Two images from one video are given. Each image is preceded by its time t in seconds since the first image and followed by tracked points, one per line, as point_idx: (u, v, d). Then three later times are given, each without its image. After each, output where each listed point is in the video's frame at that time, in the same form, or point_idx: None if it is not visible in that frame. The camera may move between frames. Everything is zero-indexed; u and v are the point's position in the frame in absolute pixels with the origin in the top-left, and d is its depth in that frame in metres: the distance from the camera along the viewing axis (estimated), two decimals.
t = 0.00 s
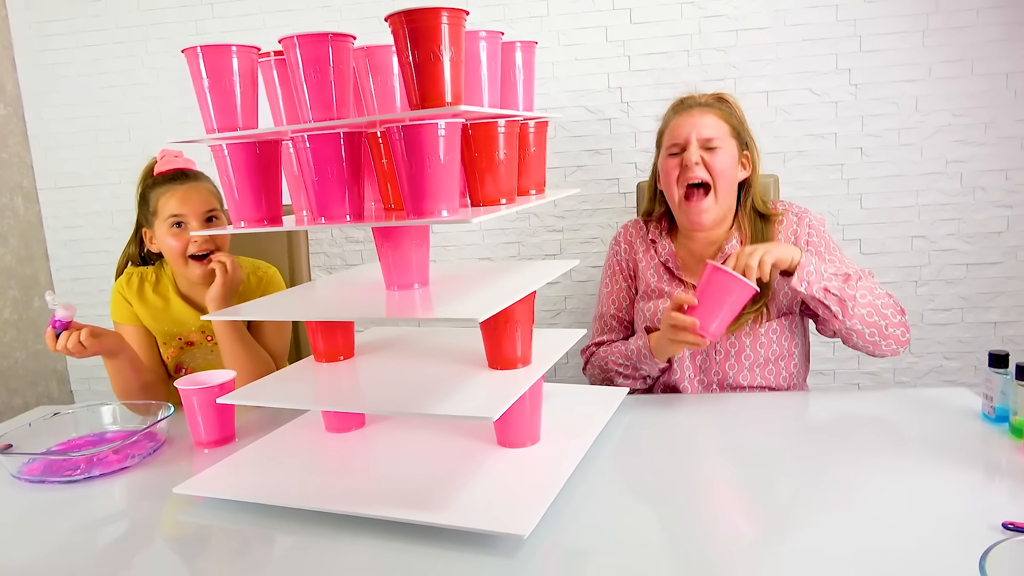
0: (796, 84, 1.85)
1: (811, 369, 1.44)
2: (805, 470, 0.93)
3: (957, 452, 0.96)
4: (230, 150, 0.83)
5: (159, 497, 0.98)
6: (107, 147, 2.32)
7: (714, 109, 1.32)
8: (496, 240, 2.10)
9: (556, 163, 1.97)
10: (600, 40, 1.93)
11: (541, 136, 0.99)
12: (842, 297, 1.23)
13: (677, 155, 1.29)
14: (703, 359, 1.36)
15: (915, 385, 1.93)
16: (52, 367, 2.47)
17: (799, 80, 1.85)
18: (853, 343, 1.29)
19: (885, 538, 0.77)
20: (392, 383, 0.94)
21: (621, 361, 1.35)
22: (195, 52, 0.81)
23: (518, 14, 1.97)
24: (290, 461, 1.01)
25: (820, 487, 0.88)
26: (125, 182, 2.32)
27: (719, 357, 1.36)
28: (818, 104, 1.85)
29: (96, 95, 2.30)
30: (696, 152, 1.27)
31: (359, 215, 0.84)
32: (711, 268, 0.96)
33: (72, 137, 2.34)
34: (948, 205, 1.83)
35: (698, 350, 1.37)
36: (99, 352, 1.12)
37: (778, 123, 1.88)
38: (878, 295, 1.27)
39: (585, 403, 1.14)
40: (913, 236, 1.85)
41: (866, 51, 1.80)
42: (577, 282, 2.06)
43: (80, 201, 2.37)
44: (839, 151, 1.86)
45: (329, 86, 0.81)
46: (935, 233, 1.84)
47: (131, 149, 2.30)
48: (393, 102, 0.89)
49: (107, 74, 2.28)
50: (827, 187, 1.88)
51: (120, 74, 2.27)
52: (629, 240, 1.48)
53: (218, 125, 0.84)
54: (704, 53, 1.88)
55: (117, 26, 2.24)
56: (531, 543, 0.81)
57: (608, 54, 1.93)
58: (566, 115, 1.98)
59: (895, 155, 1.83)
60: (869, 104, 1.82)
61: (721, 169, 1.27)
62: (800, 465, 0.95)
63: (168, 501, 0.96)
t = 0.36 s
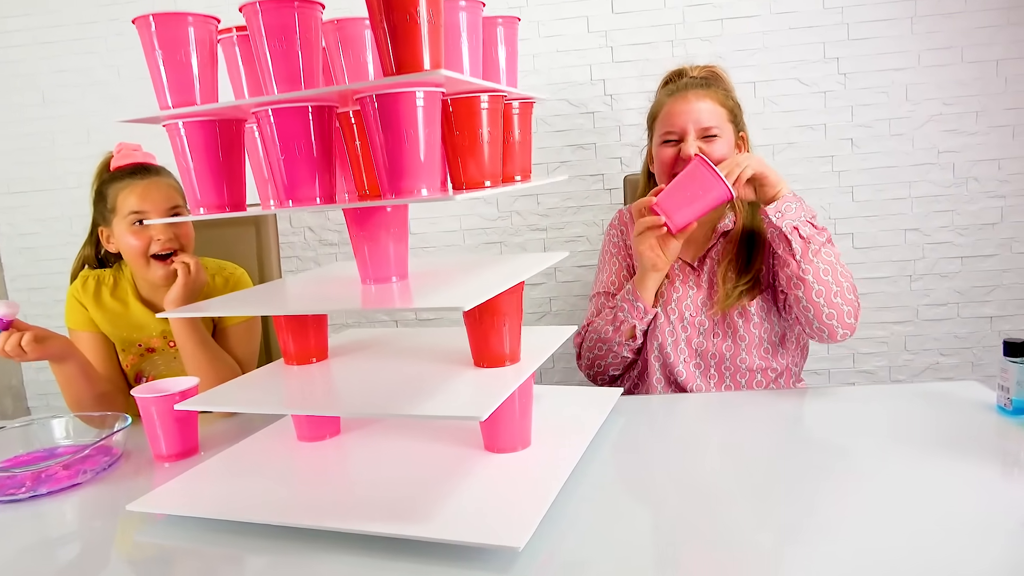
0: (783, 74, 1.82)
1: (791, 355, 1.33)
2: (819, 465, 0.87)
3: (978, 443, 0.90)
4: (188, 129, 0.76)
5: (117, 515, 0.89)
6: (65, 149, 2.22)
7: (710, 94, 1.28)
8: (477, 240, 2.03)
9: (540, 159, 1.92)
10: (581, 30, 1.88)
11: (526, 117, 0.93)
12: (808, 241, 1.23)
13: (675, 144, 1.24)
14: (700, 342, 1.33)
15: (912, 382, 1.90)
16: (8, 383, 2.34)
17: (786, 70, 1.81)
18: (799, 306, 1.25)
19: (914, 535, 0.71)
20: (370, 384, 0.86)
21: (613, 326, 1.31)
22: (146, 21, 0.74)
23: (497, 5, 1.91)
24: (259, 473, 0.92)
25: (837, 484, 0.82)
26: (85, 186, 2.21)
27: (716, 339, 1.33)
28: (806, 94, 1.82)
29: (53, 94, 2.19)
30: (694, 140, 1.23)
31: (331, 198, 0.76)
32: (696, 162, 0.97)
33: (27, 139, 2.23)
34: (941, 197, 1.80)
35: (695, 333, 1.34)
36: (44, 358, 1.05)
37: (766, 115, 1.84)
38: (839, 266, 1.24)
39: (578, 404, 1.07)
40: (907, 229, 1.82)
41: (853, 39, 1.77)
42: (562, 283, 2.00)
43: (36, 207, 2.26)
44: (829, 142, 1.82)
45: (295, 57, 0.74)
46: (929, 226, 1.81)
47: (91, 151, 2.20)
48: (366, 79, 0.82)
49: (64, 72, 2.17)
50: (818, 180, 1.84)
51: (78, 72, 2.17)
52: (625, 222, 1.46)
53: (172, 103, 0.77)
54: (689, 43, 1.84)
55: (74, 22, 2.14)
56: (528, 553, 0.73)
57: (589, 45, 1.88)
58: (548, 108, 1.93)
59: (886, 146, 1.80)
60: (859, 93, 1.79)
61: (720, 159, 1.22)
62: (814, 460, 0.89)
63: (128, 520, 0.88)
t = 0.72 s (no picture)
0: (795, 84, 1.77)
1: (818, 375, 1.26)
2: (873, 487, 0.78)
3: None
4: (161, 123, 0.69)
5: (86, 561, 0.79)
6: (48, 176, 2.15)
7: (712, 90, 1.24)
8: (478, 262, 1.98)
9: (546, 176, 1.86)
10: (585, 44, 1.84)
11: (534, 116, 0.86)
12: (828, 268, 1.14)
13: (681, 149, 1.21)
14: (721, 359, 1.26)
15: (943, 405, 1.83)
16: None
17: (798, 80, 1.77)
18: (817, 334, 1.18)
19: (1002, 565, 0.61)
20: (367, 407, 0.77)
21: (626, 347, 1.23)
22: (115, 5, 0.67)
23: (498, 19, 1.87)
24: (243, 513, 0.82)
25: (899, 508, 0.73)
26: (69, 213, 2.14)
27: (737, 356, 1.25)
28: (820, 105, 1.77)
29: (35, 118, 2.12)
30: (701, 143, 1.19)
31: (321, 195, 0.68)
32: (702, 164, 0.89)
33: (8, 165, 2.16)
34: (965, 209, 1.74)
35: (714, 350, 1.26)
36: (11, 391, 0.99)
37: (779, 127, 1.79)
38: (863, 293, 1.15)
39: (596, 428, 0.98)
40: (931, 243, 1.76)
41: (868, 47, 1.73)
42: (569, 307, 1.94)
43: (17, 236, 2.18)
44: (846, 154, 1.77)
45: (281, 42, 0.67)
46: (954, 239, 1.75)
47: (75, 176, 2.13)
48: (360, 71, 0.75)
49: (47, 96, 2.11)
50: (835, 193, 1.79)
51: (62, 95, 2.11)
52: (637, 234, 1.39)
53: (145, 95, 0.70)
54: (697, 54, 1.80)
55: (59, 44, 2.08)
56: None
57: (593, 58, 1.84)
58: (552, 125, 1.88)
59: (905, 157, 1.75)
60: (875, 103, 1.74)
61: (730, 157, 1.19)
62: (865, 481, 0.80)
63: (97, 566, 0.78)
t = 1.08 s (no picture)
0: (826, 60, 1.72)
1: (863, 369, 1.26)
2: (920, 464, 0.73)
3: None
4: (155, 72, 0.64)
5: (79, 539, 0.75)
6: (55, 156, 2.12)
7: (754, 56, 1.19)
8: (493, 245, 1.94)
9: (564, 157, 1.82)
10: (605, 19, 1.80)
11: (555, 76, 0.80)
12: (892, 284, 1.08)
13: (715, 112, 1.16)
14: (746, 344, 1.20)
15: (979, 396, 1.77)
16: None
17: (829, 56, 1.71)
18: (880, 345, 1.16)
19: None
20: (377, 380, 0.73)
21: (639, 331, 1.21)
22: None
23: None
24: (243, 492, 0.78)
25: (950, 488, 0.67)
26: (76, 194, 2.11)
27: (765, 341, 1.19)
28: (851, 81, 1.71)
29: (42, 98, 2.10)
30: (736, 108, 1.15)
31: (325, 145, 0.64)
32: (753, 153, 0.80)
33: (15, 146, 2.14)
34: (1005, 190, 1.67)
35: (738, 334, 1.21)
36: (4, 362, 1.01)
37: (808, 105, 1.74)
38: (926, 302, 1.11)
39: (617, 409, 0.93)
40: (967, 227, 1.70)
41: (902, 21, 1.67)
42: (587, 292, 1.91)
43: (23, 218, 2.16)
44: (879, 134, 1.71)
45: None
46: (992, 223, 1.69)
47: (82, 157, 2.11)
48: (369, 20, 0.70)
49: (54, 75, 2.09)
50: (866, 174, 1.73)
51: (70, 74, 2.08)
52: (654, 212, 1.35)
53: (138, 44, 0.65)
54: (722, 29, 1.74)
55: (66, 21, 2.06)
56: None
57: (614, 34, 1.80)
58: (570, 103, 1.85)
59: (941, 136, 1.69)
60: (909, 80, 1.68)
61: (766, 127, 1.14)
62: (910, 460, 0.74)
63: (91, 545, 0.74)
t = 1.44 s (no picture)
0: (841, 50, 1.67)
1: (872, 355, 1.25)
2: (942, 467, 0.69)
3: None
4: (136, 51, 0.61)
5: (61, 542, 0.72)
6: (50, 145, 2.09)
7: (789, 37, 1.13)
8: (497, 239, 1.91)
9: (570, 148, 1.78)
10: (613, 6, 1.76)
11: (560, 58, 0.76)
12: (889, 295, 1.08)
13: (742, 101, 1.13)
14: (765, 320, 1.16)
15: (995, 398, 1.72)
16: None
17: (844, 45, 1.67)
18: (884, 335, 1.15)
19: None
20: (371, 378, 0.69)
21: (645, 320, 1.19)
22: None
23: None
24: (231, 494, 0.74)
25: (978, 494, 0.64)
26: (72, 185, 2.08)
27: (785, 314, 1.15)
28: (868, 72, 1.67)
29: (38, 87, 2.07)
30: (764, 99, 1.12)
31: (314, 129, 0.60)
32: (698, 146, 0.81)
33: (10, 136, 2.11)
34: None
35: (756, 311, 1.17)
36: None
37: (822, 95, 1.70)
38: (932, 296, 1.08)
39: (622, 410, 0.90)
40: (986, 222, 1.66)
41: (920, 9, 1.62)
42: (593, 287, 1.87)
43: (19, 209, 2.13)
44: (895, 126, 1.67)
45: None
46: (1011, 219, 1.65)
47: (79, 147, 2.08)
48: None
49: (51, 63, 2.06)
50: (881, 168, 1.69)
51: (66, 62, 2.05)
52: (658, 194, 1.31)
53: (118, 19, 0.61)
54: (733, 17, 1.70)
55: (61, 8, 2.02)
56: None
57: (623, 22, 1.76)
58: (577, 93, 1.81)
59: (960, 128, 1.64)
60: (926, 70, 1.64)
61: (793, 119, 1.12)
62: (934, 463, 0.70)
63: (75, 547, 0.71)
